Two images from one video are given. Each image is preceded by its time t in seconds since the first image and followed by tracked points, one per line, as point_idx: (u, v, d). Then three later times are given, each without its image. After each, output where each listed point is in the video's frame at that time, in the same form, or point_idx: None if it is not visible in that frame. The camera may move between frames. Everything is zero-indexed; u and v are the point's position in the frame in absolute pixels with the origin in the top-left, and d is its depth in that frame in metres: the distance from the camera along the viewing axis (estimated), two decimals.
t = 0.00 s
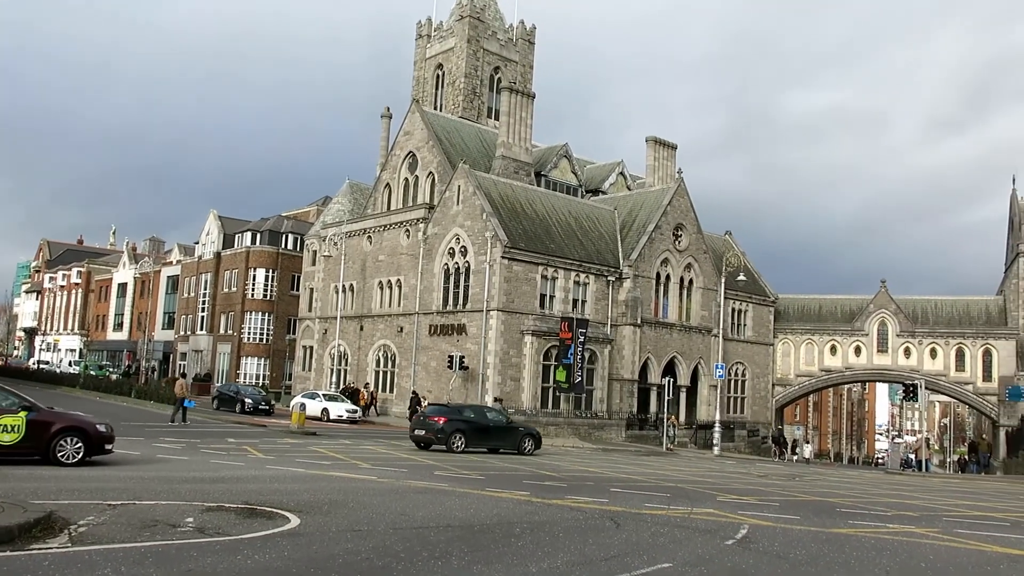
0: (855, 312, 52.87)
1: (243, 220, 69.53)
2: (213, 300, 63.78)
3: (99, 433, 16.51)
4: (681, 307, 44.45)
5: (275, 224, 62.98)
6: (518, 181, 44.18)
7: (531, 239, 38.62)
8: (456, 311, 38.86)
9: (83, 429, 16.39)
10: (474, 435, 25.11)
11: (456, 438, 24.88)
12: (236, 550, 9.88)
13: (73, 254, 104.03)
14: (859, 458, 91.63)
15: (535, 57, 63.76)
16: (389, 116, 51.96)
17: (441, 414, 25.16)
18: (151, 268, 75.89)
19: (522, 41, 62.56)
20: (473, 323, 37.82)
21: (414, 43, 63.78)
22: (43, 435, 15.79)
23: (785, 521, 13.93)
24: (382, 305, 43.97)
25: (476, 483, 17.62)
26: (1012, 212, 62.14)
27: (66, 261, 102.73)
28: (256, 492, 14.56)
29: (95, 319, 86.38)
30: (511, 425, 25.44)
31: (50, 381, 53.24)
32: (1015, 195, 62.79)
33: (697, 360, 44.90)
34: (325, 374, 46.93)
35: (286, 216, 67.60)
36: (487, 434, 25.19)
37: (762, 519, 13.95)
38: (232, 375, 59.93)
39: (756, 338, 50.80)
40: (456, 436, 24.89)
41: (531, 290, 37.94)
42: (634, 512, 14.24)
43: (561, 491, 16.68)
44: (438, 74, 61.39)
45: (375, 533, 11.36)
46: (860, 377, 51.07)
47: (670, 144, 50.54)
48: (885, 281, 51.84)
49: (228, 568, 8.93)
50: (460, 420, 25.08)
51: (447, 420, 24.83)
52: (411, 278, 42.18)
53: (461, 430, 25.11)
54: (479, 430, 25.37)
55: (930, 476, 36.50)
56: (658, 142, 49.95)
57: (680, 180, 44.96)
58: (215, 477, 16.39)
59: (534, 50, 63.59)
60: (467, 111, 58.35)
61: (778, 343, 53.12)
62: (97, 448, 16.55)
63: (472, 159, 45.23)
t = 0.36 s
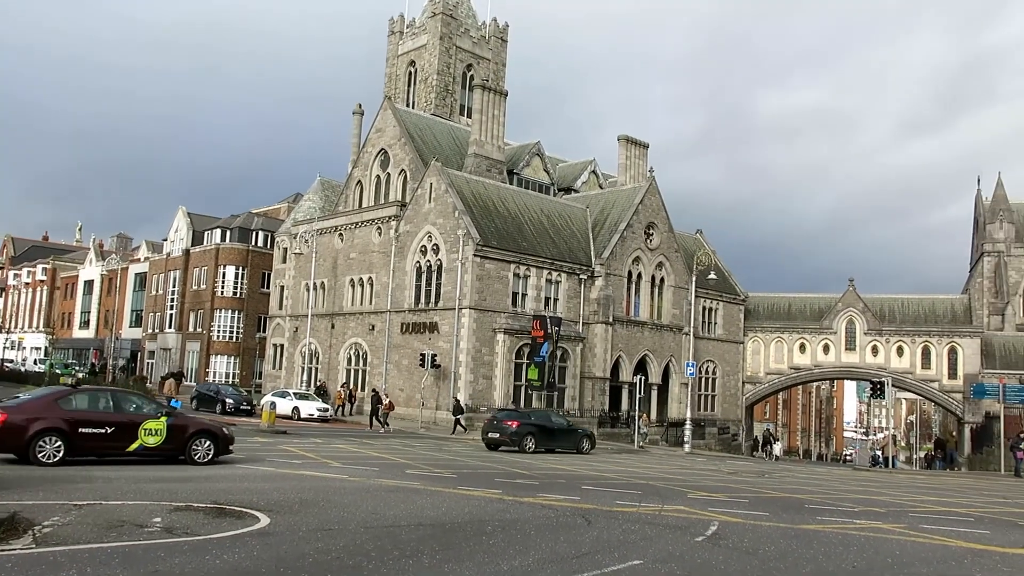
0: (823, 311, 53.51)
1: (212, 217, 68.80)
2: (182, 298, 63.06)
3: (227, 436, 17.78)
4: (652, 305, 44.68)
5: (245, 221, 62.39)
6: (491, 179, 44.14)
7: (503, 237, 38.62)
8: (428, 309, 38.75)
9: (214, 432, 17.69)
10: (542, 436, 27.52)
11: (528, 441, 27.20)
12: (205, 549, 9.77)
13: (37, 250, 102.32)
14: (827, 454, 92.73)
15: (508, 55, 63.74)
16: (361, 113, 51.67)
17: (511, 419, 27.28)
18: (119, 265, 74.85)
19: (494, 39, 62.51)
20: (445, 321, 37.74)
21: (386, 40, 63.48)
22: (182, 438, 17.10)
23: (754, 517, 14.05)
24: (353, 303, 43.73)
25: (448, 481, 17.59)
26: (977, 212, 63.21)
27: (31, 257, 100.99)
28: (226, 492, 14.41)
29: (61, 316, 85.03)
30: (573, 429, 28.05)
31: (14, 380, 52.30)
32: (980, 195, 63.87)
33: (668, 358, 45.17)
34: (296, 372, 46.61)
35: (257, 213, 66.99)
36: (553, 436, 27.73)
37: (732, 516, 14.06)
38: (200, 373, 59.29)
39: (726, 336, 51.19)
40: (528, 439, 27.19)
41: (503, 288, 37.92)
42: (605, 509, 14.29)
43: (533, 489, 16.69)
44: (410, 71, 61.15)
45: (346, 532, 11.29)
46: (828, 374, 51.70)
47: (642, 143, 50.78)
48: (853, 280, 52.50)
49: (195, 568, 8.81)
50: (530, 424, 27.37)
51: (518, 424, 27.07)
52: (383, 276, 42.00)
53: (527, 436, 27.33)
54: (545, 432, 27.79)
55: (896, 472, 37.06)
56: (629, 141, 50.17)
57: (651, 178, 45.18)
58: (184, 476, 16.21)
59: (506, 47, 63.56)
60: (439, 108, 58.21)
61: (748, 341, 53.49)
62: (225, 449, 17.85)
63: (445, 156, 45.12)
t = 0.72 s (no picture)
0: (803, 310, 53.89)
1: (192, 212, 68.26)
2: (161, 294, 62.54)
3: (328, 433, 19.74)
4: (633, 303, 44.81)
5: (225, 217, 61.98)
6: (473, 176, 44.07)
7: (485, 234, 38.58)
8: (410, 306, 38.66)
9: (317, 430, 19.66)
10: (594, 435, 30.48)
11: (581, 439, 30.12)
12: (182, 548, 9.71)
13: (14, 245, 101.11)
14: (807, 452, 93.43)
15: (490, 52, 63.67)
16: (343, 109, 51.40)
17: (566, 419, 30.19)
18: (97, 260, 74.11)
19: (477, 36, 62.43)
20: (426, 318, 37.67)
21: (369, 36, 63.17)
22: (290, 437, 18.95)
23: (734, 515, 14.14)
24: (334, 300, 43.56)
25: (429, 479, 17.56)
26: (954, 212, 63.87)
27: (7, 252, 99.73)
28: (204, 489, 14.31)
29: (37, 312, 84.07)
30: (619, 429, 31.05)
31: None
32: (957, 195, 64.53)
33: (649, 356, 45.32)
34: (276, 369, 46.38)
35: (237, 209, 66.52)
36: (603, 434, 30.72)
37: (712, 514, 14.13)
38: (179, 370, 58.84)
39: (706, 334, 51.42)
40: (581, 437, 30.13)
41: (484, 285, 37.89)
42: (585, 506, 14.31)
43: (513, 487, 16.70)
44: (392, 68, 60.92)
45: (326, 530, 11.25)
46: (807, 372, 52.12)
47: (624, 142, 50.90)
48: (833, 279, 52.93)
49: (173, 567, 8.75)
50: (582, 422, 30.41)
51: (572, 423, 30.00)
52: (364, 273, 41.86)
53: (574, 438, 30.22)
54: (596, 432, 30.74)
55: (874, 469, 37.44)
56: (612, 139, 50.26)
57: (633, 177, 45.30)
58: (162, 474, 16.09)
59: (489, 45, 63.49)
60: (421, 105, 58.06)
61: (729, 339, 53.73)
62: (326, 446, 19.80)
63: (427, 154, 45.02)
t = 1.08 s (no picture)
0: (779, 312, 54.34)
1: (167, 213, 67.63)
2: (135, 295, 61.88)
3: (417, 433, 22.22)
4: (611, 305, 44.95)
5: (201, 218, 61.48)
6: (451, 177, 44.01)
7: (463, 236, 38.55)
8: (388, 308, 38.54)
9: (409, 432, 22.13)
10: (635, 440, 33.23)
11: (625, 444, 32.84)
12: (157, 551, 9.61)
13: None
14: (783, 452, 94.16)
15: (469, 53, 63.66)
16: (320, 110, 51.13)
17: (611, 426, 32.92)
18: (70, 261, 73.17)
19: (455, 37, 62.39)
20: (404, 320, 37.56)
21: (346, 36, 62.90)
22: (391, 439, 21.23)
23: (710, 515, 14.24)
24: (312, 302, 43.34)
25: (407, 480, 17.52)
26: (927, 215, 64.64)
27: None
28: (179, 492, 14.18)
29: (8, 313, 82.85)
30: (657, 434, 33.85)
31: None
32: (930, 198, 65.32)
33: (627, 358, 45.49)
34: (253, 371, 46.04)
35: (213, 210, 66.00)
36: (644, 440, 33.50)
37: (688, 514, 14.23)
38: (154, 372, 58.25)
39: (684, 336, 51.64)
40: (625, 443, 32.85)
41: (462, 287, 37.87)
42: (562, 507, 14.34)
43: (491, 488, 16.70)
44: (370, 68, 60.71)
45: (303, 532, 11.19)
46: (783, 373, 52.58)
47: (601, 144, 51.08)
48: (808, 281, 53.44)
49: (148, 571, 8.65)
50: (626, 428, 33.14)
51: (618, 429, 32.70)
52: (341, 274, 41.67)
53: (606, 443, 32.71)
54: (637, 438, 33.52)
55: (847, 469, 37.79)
56: (590, 141, 50.42)
57: (611, 179, 45.46)
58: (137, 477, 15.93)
59: (467, 46, 63.49)
60: (399, 106, 57.95)
61: (706, 340, 54.00)
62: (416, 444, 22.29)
63: (405, 155, 44.94)
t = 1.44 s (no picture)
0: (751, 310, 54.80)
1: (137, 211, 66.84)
2: (105, 294, 61.12)
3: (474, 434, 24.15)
4: (586, 303, 45.05)
5: (172, 215, 60.81)
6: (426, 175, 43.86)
7: (438, 234, 38.48)
8: (362, 306, 38.36)
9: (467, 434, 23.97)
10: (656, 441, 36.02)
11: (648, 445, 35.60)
12: (126, 553, 9.47)
13: None
14: (755, 449, 94.96)
15: (443, 51, 63.51)
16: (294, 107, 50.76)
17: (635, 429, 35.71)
18: (37, 259, 72.09)
19: (430, 35, 62.22)
20: (379, 319, 37.39)
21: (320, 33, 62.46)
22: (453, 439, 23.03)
23: (683, 511, 14.31)
24: (285, 300, 43.05)
25: (381, 479, 17.43)
26: (897, 214, 65.44)
27: None
28: (149, 493, 13.97)
29: None
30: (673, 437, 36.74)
31: None
32: (899, 198, 66.16)
33: (601, 356, 45.64)
34: (225, 370, 45.65)
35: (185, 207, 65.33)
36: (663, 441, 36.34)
37: (663, 511, 14.29)
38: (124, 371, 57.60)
39: (658, 334, 51.84)
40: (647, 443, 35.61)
41: (437, 285, 37.79)
42: (537, 505, 14.35)
43: (466, 487, 16.66)
44: (344, 65, 60.36)
45: (276, 532, 11.09)
46: (756, 371, 53.07)
47: (576, 142, 51.17)
48: (780, 279, 54.00)
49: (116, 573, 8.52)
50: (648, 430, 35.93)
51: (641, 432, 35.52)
52: (315, 272, 41.42)
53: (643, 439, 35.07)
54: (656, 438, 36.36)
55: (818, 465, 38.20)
56: (565, 140, 50.51)
57: (586, 177, 45.58)
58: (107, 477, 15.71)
59: (442, 44, 63.34)
60: (374, 103, 57.69)
61: (679, 338, 54.31)
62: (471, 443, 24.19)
63: (379, 152, 44.73)
